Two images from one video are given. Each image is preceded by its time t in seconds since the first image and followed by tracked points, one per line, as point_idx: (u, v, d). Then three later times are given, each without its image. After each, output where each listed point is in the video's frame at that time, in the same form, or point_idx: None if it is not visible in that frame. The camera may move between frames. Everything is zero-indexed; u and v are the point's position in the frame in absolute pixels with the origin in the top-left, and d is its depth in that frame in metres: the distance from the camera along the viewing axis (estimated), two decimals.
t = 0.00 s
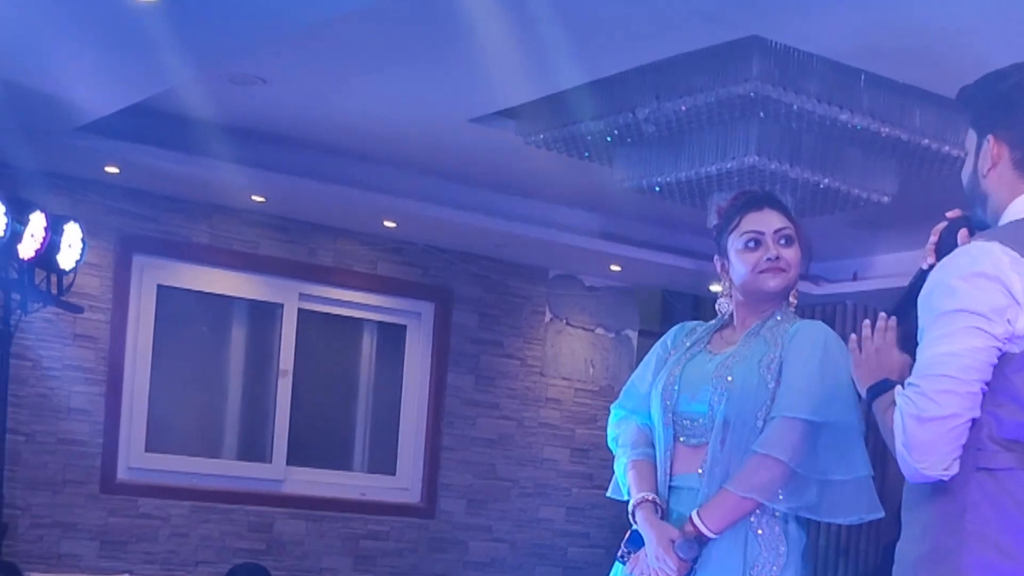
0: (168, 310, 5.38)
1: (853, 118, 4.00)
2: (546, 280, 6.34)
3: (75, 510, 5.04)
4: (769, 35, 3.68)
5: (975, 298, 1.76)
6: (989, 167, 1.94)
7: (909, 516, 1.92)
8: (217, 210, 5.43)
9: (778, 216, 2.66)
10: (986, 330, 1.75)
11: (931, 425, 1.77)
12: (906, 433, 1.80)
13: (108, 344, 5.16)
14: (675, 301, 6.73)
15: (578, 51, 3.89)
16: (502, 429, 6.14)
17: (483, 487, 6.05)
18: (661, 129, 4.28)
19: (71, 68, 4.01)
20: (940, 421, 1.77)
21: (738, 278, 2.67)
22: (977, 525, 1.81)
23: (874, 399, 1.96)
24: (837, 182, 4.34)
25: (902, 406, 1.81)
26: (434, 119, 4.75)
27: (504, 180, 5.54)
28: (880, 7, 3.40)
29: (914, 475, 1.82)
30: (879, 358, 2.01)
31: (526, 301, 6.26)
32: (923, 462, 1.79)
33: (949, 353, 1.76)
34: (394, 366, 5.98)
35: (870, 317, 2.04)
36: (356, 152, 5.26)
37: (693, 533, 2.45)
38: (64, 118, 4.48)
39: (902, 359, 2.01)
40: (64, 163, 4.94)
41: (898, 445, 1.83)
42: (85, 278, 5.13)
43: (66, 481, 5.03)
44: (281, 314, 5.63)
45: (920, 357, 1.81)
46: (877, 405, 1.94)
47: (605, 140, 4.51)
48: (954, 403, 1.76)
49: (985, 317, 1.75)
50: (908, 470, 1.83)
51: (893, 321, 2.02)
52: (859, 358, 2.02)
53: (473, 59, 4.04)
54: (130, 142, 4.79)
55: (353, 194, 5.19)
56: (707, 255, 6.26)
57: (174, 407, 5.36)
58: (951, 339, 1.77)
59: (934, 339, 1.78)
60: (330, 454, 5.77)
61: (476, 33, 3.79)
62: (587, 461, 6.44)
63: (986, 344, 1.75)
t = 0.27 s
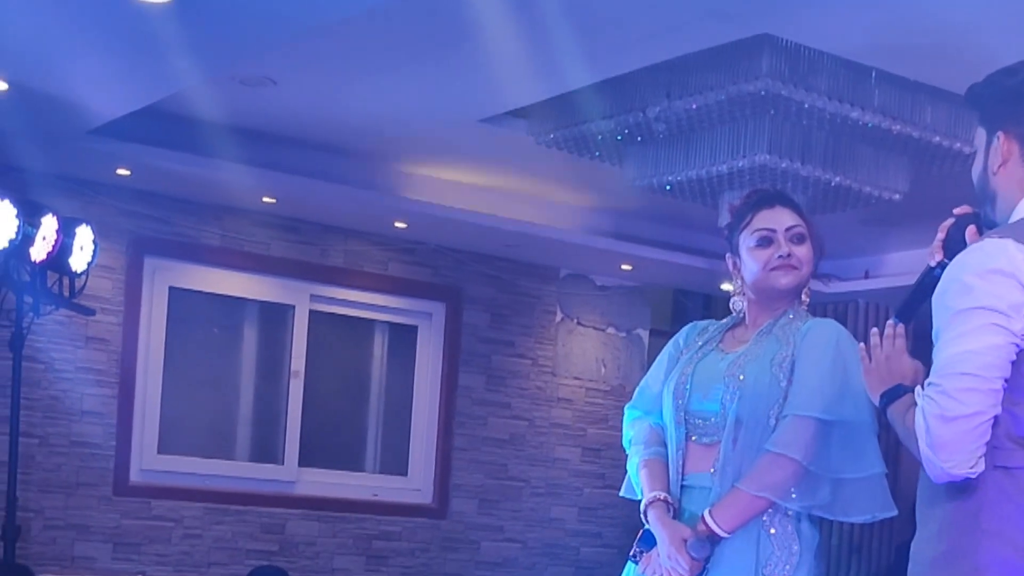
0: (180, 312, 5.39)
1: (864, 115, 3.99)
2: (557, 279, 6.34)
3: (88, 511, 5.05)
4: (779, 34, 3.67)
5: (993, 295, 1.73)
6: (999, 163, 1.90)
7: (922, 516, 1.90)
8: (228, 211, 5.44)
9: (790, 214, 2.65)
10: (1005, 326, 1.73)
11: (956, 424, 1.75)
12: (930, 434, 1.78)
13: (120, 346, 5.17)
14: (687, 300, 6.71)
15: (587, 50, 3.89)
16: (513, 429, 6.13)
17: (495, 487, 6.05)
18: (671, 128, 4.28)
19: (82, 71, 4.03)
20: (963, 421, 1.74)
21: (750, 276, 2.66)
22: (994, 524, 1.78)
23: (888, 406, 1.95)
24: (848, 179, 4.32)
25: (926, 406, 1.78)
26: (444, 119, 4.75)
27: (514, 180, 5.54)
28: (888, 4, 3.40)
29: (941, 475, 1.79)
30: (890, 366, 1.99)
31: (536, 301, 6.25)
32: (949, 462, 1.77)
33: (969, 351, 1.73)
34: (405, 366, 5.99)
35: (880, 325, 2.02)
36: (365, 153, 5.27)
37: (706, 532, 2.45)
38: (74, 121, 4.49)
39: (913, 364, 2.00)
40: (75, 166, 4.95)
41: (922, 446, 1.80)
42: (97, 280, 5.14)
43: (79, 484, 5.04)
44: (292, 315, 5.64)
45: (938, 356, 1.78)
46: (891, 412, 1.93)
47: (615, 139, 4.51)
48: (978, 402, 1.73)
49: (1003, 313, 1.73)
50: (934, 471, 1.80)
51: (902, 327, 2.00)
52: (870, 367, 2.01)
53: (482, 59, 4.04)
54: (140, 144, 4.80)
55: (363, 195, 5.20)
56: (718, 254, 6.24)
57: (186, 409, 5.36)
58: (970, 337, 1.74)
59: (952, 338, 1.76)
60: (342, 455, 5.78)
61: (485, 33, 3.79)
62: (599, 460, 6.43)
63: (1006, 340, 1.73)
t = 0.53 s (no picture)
0: (185, 312, 5.40)
1: (870, 114, 3.99)
2: (563, 279, 6.33)
3: (94, 512, 5.05)
4: (786, 32, 3.67)
5: (997, 295, 1.73)
6: (1007, 157, 1.89)
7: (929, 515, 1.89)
8: (234, 211, 5.44)
9: (797, 213, 2.65)
10: (1008, 327, 1.73)
11: (957, 424, 1.74)
12: (932, 433, 1.77)
13: (126, 347, 5.17)
14: (693, 299, 6.70)
15: (593, 50, 3.89)
16: (519, 429, 6.13)
17: (501, 487, 6.05)
18: (677, 127, 4.28)
19: (87, 72, 4.03)
20: (965, 421, 1.74)
21: (757, 276, 2.66)
22: (1001, 524, 1.77)
23: (892, 408, 1.93)
24: (855, 178, 4.32)
25: (928, 406, 1.78)
26: (449, 119, 4.75)
27: (520, 180, 5.53)
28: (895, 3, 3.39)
29: (941, 475, 1.78)
30: (893, 369, 1.98)
31: (542, 301, 6.25)
32: (950, 462, 1.76)
33: (972, 351, 1.73)
34: (411, 366, 5.99)
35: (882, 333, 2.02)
36: (370, 153, 5.27)
37: (713, 532, 2.44)
38: (80, 122, 4.49)
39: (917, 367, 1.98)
40: (81, 167, 4.96)
41: (924, 446, 1.79)
42: (102, 281, 5.14)
43: (85, 484, 5.04)
44: (297, 315, 5.64)
45: (942, 356, 1.78)
46: (895, 412, 1.91)
47: (621, 139, 4.51)
48: (980, 402, 1.73)
49: (1007, 314, 1.73)
50: (934, 471, 1.80)
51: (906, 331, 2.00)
52: (875, 371, 2.00)
53: (488, 59, 4.04)
54: (145, 144, 4.80)
55: (369, 195, 5.20)
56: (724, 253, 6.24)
57: (191, 409, 5.37)
58: (973, 337, 1.74)
59: (956, 338, 1.76)
60: (347, 455, 5.78)
61: (491, 32, 3.79)
62: (605, 460, 6.43)
63: (1008, 341, 1.73)
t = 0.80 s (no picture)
0: (186, 312, 5.40)
1: (871, 114, 3.99)
2: (564, 279, 6.33)
3: (95, 511, 5.06)
4: (786, 32, 3.67)
5: (996, 293, 1.73)
6: (1008, 158, 1.89)
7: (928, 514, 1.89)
8: (235, 211, 5.44)
9: (798, 213, 2.65)
10: (1007, 324, 1.73)
11: (952, 420, 1.75)
12: (928, 428, 1.78)
13: (127, 346, 5.17)
14: (694, 300, 6.70)
15: (593, 50, 3.89)
16: (519, 429, 6.13)
17: (501, 486, 6.05)
18: (678, 127, 4.28)
19: (88, 72, 4.03)
20: (960, 416, 1.74)
21: (758, 275, 2.66)
22: (997, 522, 1.78)
23: (890, 403, 1.94)
24: (856, 179, 4.32)
25: (924, 401, 1.78)
26: (450, 119, 4.75)
27: (521, 179, 5.53)
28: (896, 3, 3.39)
29: (935, 470, 1.79)
30: (894, 364, 1.99)
31: (543, 301, 6.25)
32: (944, 457, 1.77)
33: (969, 347, 1.73)
34: (411, 366, 5.99)
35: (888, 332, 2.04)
36: (371, 153, 5.27)
37: (714, 533, 2.45)
38: (81, 122, 4.50)
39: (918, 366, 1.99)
40: (82, 167, 4.96)
41: (920, 440, 1.80)
42: (103, 280, 5.15)
43: (86, 484, 5.05)
44: (298, 315, 5.65)
45: (940, 351, 1.78)
46: (892, 406, 1.93)
47: (622, 139, 4.51)
48: (974, 399, 1.73)
49: (1005, 311, 1.73)
50: (929, 465, 1.81)
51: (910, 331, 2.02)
52: (876, 366, 2.01)
53: (489, 59, 4.05)
54: (146, 144, 4.80)
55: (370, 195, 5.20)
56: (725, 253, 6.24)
57: (192, 409, 5.37)
58: (972, 333, 1.74)
59: (954, 334, 1.76)
60: (348, 455, 5.78)
61: (492, 32, 3.79)
62: (606, 460, 6.43)
63: (1007, 339, 1.73)
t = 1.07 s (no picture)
0: (181, 312, 5.39)
1: (867, 117, 3.99)
2: (559, 281, 6.33)
3: (90, 512, 5.05)
4: (782, 35, 3.67)
5: (989, 296, 1.74)
6: (992, 169, 1.91)
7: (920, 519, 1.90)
8: (231, 212, 5.44)
9: (793, 216, 2.65)
10: (1001, 326, 1.73)
11: (953, 422, 1.74)
12: (929, 432, 1.77)
13: (122, 347, 5.16)
14: (689, 302, 6.70)
15: (589, 52, 3.89)
16: (515, 430, 6.13)
17: (497, 488, 6.05)
18: (674, 128, 4.28)
19: (84, 72, 4.03)
20: (960, 419, 1.74)
21: (753, 278, 2.66)
22: (990, 525, 1.78)
23: (877, 418, 1.95)
24: (851, 181, 4.32)
25: (923, 405, 1.78)
26: (446, 120, 4.75)
27: (516, 181, 5.54)
28: (891, 6, 3.39)
29: (937, 474, 1.78)
30: (874, 384, 2.00)
31: (539, 302, 6.25)
32: (947, 459, 1.76)
33: (967, 350, 1.73)
34: (407, 367, 5.99)
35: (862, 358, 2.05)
36: (367, 154, 5.27)
37: (708, 535, 2.45)
38: (76, 122, 4.50)
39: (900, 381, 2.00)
40: (78, 167, 4.95)
41: (920, 445, 1.80)
42: (98, 281, 5.14)
43: (81, 484, 5.04)
44: (294, 316, 5.65)
45: (935, 356, 1.78)
46: (880, 422, 1.93)
47: (618, 140, 4.51)
48: (974, 401, 1.73)
49: (999, 314, 1.73)
50: (930, 470, 1.80)
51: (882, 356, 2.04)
52: (854, 388, 2.01)
53: (485, 60, 4.05)
54: (142, 145, 4.80)
55: (365, 196, 5.20)
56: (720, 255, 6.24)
57: (187, 410, 5.37)
58: (967, 337, 1.74)
59: (949, 338, 1.76)
60: (343, 456, 5.78)
61: (488, 34, 3.79)
62: (601, 461, 6.43)
63: (1001, 340, 1.73)
